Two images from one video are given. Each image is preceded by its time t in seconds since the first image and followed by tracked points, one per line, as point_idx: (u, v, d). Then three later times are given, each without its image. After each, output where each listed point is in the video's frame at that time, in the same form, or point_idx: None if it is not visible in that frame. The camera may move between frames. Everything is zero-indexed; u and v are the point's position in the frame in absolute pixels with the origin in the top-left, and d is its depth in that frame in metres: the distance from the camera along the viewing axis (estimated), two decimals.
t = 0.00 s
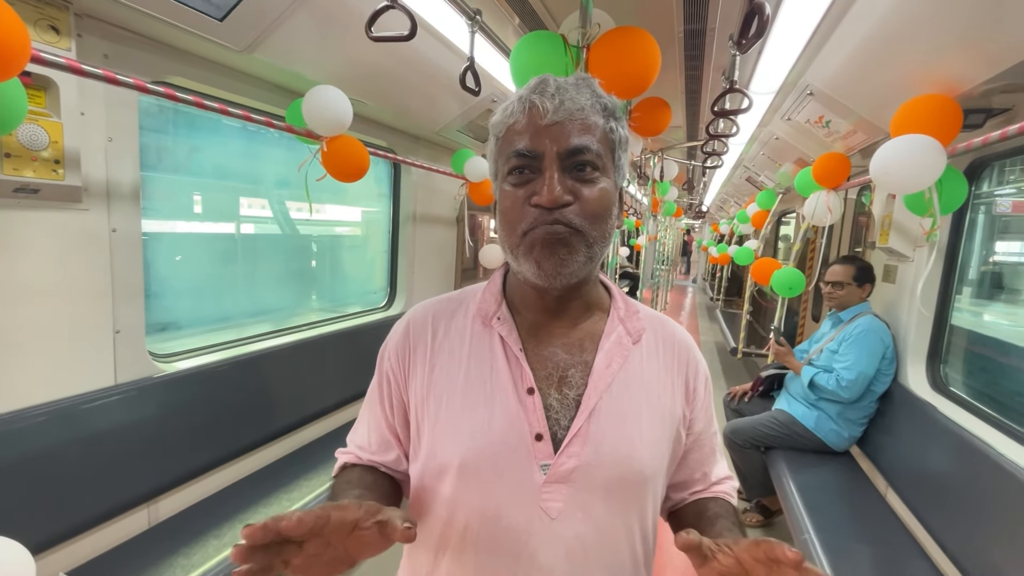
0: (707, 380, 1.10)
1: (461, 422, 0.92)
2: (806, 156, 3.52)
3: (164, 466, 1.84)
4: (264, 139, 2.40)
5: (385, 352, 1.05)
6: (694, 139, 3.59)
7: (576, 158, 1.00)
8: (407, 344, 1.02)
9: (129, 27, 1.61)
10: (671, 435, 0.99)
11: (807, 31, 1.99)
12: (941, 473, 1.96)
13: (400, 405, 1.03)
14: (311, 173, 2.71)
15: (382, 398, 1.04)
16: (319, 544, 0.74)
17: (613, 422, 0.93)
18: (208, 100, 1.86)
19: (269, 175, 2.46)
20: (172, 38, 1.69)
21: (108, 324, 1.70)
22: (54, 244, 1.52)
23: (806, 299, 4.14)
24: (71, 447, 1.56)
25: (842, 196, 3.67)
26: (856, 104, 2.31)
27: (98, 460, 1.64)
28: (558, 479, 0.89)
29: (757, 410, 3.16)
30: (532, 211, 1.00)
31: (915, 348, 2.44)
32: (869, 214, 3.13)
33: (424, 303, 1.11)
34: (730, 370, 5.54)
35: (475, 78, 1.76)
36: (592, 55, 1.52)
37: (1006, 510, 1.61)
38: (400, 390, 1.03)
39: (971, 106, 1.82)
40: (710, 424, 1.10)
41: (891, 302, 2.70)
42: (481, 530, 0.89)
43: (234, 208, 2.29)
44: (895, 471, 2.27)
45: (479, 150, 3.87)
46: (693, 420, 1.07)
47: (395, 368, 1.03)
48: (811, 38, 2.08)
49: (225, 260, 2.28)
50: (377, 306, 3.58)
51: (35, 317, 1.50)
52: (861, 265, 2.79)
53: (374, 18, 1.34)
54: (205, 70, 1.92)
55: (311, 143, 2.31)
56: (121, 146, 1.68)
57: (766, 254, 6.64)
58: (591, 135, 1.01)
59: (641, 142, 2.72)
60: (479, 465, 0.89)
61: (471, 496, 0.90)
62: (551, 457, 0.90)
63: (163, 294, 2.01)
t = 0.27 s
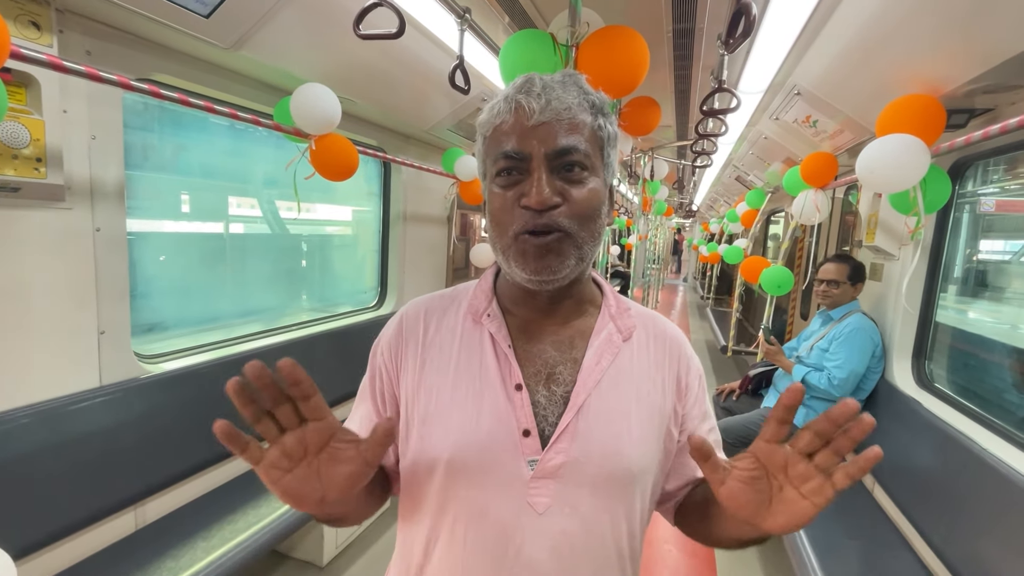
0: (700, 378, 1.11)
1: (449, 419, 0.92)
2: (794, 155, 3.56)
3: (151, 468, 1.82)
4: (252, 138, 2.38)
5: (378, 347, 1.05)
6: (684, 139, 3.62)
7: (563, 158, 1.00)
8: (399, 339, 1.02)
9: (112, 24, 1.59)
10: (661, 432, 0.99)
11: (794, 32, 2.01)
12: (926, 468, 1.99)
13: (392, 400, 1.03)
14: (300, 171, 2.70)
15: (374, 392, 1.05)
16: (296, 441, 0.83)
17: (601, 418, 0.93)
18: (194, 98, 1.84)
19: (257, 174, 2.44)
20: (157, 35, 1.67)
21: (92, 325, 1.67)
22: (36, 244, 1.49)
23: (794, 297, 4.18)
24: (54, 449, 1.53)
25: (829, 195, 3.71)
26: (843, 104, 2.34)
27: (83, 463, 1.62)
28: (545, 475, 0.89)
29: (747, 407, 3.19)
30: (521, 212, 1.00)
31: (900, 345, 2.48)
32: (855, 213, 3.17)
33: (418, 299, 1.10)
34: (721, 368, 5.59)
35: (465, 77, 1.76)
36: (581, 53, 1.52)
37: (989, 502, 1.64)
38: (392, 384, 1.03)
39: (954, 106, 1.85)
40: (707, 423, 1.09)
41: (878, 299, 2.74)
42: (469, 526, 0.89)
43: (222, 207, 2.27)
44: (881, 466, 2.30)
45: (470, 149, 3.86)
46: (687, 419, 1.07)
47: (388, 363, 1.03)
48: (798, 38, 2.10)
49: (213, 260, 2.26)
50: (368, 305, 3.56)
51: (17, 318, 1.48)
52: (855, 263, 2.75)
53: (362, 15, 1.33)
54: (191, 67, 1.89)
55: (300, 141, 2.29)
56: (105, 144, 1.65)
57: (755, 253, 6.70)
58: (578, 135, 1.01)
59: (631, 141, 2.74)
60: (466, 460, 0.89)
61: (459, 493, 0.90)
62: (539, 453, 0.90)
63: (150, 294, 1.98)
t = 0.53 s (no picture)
0: (691, 377, 1.11)
1: (435, 417, 0.92)
2: (785, 155, 3.58)
3: (139, 471, 1.80)
4: (242, 137, 2.35)
5: (366, 345, 1.04)
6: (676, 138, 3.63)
7: (561, 153, 1.00)
8: (387, 336, 1.02)
9: (99, 21, 1.57)
10: (648, 429, 0.99)
11: (784, 32, 2.02)
12: (915, 465, 2.01)
13: (381, 398, 1.03)
14: (290, 171, 2.68)
15: (363, 389, 1.04)
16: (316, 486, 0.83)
17: (587, 416, 0.93)
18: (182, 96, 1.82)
19: (247, 173, 2.42)
20: (144, 32, 1.65)
21: (79, 326, 1.65)
22: (20, 244, 1.47)
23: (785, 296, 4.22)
24: (39, 453, 1.51)
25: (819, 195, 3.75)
26: (833, 104, 2.36)
27: (69, 466, 1.60)
28: (531, 473, 0.89)
29: (738, 406, 3.21)
30: (514, 202, 1.00)
31: (890, 343, 2.50)
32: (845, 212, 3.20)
33: (407, 295, 1.10)
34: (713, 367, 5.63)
35: (456, 76, 1.75)
36: (572, 53, 1.52)
37: (978, 497, 1.66)
38: (380, 382, 1.02)
39: (942, 107, 1.87)
40: (696, 421, 1.10)
41: (868, 298, 2.76)
42: (457, 525, 0.89)
43: (212, 206, 2.25)
44: (871, 463, 2.32)
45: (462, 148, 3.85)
46: (674, 416, 1.07)
47: (376, 361, 1.02)
48: (788, 39, 2.11)
49: (203, 260, 2.24)
50: (360, 306, 3.54)
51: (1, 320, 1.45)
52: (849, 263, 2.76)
53: (352, 13, 1.32)
54: (180, 66, 1.87)
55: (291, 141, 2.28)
56: (91, 143, 1.63)
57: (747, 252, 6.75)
58: (576, 132, 1.01)
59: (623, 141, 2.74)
60: (452, 460, 0.89)
61: (447, 492, 0.90)
62: (525, 451, 0.90)
63: (138, 295, 1.96)
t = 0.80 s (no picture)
0: (675, 379, 1.11)
1: (426, 421, 0.92)
2: (778, 155, 3.61)
3: (130, 474, 1.78)
4: (234, 137, 2.34)
5: (356, 348, 1.03)
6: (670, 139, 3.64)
7: (550, 150, 1.00)
8: (378, 341, 1.01)
9: (88, 19, 1.55)
10: (638, 433, 0.99)
11: (776, 34, 2.04)
12: (906, 463, 2.03)
13: (371, 401, 1.03)
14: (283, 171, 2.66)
15: (352, 392, 1.04)
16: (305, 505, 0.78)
17: (578, 421, 0.93)
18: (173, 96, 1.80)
19: (239, 174, 2.40)
20: (134, 31, 1.64)
21: (69, 327, 1.63)
22: (8, 245, 1.45)
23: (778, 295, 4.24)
24: (28, 456, 1.49)
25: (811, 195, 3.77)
26: (824, 104, 2.38)
27: (58, 470, 1.58)
28: (522, 476, 0.89)
29: (732, 405, 3.22)
30: (505, 199, 1.00)
31: (882, 342, 2.52)
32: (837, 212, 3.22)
33: (398, 297, 1.09)
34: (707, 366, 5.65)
35: (450, 76, 1.75)
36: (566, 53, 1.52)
37: (969, 494, 1.68)
38: (370, 385, 1.02)
39: (931, 107, 1.88)
40: (676, 424, 1.12)
41: (859, 297, 2.78)
42: (448, 528, 0.89)
43: (204, 207, 2.23)
44: (863, 461, 2.34)
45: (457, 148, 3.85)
46: (662, 419, 1.09)
47: (366, 364, 1.01)
48: (780, 40, 2.13)
49: (195, 261, 2.22)
50: (353, 307, 3.53)
51: None
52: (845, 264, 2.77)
53: (345, 12, 1.32)
54: (171, 65, 1.86)
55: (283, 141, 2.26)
56: (80, 143, 1.61)
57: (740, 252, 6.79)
58: (565, 129, 1.01)
59: (617, 141, 2.75)
60: (443, 464, 0.89)
61: (439, 494, 0.90)
62: (516, 455, 0.90)
63: (129, 296, 1.94)
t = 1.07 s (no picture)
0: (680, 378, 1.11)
1: (422, 422, 0.92)
2: (772, 158, 3.63)
3: (125, 478, 1.77)
4: (229, 139, 2.33)
5: (349, 348, 1.04)
6: (665, 142, 3.66)
7: (536, 161, 1.01)
8: (372, 342, 1.01)
9: (83, 22, 1.55)
10: (634, 432, 1.00)
11: (770, 38, 2.05)
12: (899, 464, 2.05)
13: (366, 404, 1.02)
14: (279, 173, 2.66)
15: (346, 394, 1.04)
16: (248, 362, 0.82)
17: (571, 420, 0.94)
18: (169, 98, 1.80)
19: (234, 176, 2.39)
20: (130, 33, 1.64)
21: (64, 331, 1.62)
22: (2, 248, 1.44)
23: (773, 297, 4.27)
24: (22, 461, 1.48)
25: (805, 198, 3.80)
26: (817, 108, 2.40)
27: (53, 474, 1.57)
28: (517, 475, 0.90)
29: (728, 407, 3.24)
30: (494, 212, 1.01)
31: (875, 343, 2.54)
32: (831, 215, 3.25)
33: (393, 300, 1.10)
34: (703, 368, 5.67)
35: (447, 79, 1.75)
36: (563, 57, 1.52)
37: (961, 495, 1.70)
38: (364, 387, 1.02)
39: (924, 112, 1.90)
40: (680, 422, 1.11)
41: (853, 299, 2.81)
42: (444, 527, 0.90)
43: (199, 208, 2.23)
44: (857, 462, 2.36)
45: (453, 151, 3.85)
46: (662, 415, 1.05)
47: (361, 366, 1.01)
48: (775, 44, 2.15)
49: (190, 263, 2.22)
50: (350, 308, 3.53)
51: None
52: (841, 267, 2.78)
53: (342, 17, 1.32)
54: (167, 67, 1.86)
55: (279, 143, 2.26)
56: (75, 145, 1.61)
57: (735, 254, 6.83)
58: (551, 139, 1.02)
59: (613, 144, 2.77)
60: (440, 462, 0.90)
61: (437, 494, 0.90)
62: (511, 454, 0.90)
63: (124, 298, 1.94)
